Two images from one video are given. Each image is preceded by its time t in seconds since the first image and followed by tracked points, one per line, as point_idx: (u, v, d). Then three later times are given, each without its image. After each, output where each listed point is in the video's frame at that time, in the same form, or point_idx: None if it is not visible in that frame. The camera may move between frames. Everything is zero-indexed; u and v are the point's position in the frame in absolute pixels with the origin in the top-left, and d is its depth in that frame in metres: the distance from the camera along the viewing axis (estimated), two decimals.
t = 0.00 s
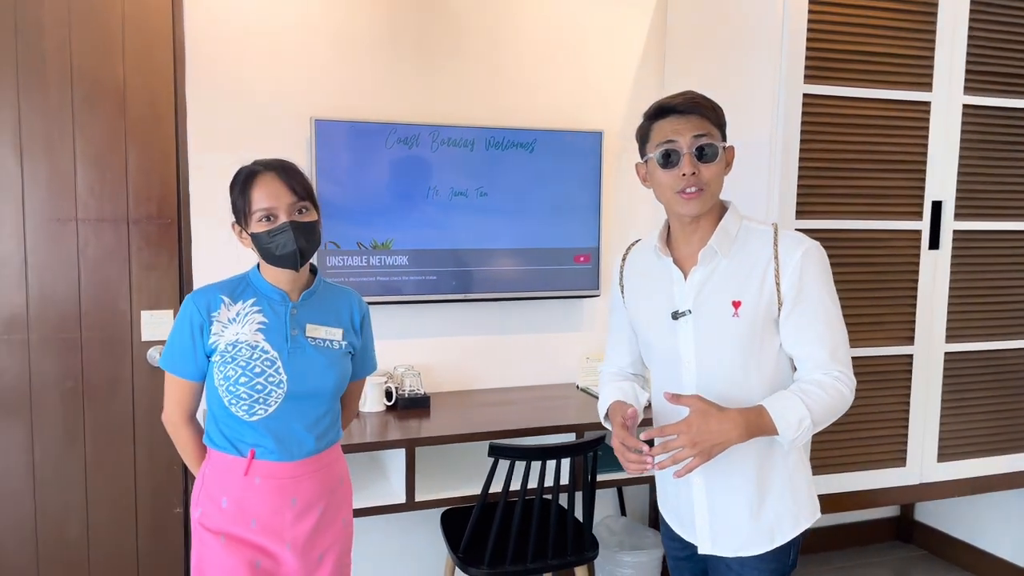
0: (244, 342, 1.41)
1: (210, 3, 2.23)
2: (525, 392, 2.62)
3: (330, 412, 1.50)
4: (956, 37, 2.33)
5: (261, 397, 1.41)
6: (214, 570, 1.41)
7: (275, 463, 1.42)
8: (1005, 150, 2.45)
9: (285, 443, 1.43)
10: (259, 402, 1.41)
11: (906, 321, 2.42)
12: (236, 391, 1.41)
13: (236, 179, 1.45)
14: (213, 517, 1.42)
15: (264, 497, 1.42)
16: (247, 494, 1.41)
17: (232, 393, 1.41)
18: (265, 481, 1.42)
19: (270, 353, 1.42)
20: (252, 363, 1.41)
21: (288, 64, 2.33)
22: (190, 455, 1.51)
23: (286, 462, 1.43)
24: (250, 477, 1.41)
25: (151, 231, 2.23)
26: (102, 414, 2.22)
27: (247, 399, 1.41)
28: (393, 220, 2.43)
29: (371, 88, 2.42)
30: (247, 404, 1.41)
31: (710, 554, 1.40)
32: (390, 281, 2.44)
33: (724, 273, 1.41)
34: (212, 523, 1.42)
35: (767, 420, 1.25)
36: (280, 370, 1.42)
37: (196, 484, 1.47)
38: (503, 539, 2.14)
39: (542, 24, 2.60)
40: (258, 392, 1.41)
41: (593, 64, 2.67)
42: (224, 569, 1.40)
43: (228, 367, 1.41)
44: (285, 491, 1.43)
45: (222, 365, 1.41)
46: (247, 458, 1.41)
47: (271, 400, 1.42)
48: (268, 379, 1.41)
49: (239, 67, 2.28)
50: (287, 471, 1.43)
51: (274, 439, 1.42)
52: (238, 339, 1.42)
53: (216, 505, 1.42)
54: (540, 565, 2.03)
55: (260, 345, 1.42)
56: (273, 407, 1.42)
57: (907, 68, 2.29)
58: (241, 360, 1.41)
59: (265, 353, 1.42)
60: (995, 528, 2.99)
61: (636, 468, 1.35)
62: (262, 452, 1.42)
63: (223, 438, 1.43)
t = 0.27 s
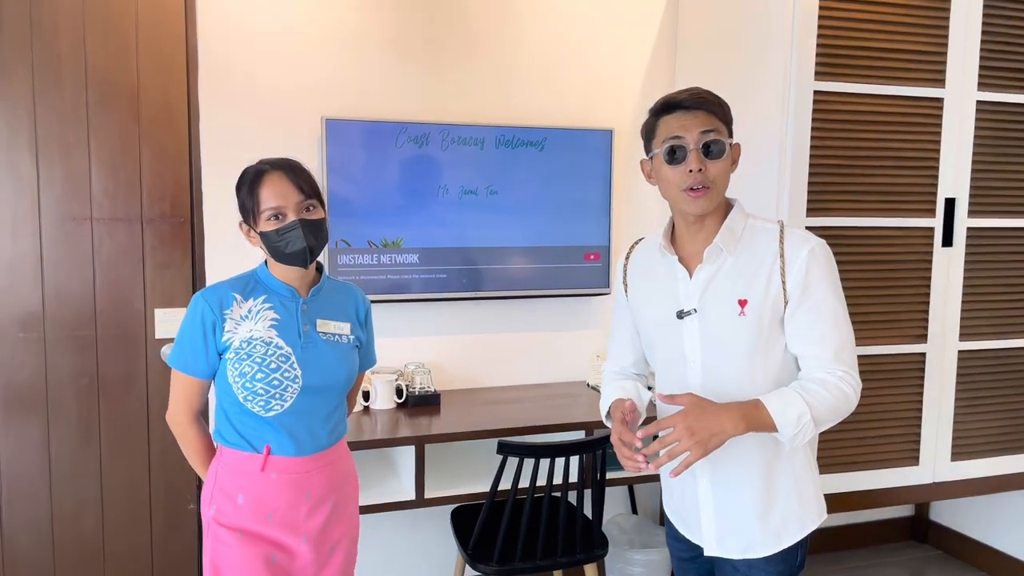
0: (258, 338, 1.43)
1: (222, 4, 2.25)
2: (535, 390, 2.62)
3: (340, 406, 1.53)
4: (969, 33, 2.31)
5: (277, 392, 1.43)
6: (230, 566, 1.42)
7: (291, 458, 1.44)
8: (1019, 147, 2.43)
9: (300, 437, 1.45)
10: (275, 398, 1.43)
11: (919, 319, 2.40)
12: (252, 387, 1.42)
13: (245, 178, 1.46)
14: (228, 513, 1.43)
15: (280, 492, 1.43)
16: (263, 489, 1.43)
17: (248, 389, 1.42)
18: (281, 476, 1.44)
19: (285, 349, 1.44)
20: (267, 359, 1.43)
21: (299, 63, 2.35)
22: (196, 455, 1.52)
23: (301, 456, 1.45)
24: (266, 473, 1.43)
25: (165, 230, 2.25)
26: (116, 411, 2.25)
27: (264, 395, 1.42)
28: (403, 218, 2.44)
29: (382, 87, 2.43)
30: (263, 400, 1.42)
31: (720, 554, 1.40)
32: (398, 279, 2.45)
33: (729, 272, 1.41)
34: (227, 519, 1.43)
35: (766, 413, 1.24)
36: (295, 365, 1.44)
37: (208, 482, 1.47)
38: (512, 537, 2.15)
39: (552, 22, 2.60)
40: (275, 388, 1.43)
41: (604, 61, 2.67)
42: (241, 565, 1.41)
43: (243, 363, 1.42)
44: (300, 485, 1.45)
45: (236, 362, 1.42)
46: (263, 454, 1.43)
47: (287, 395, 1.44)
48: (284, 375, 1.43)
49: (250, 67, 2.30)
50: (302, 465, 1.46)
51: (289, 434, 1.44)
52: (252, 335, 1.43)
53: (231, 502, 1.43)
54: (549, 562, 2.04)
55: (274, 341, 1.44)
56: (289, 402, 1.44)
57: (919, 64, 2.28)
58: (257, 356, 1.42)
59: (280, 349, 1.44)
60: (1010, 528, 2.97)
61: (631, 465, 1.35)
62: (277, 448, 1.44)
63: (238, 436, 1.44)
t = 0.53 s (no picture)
0: (273, 336, 1.46)
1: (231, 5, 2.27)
2: (543, 388, 2.63)
3: (346, 399, 1.59)
4: (980, 28, 2.29)
5: (293, 388, 1.47)
6: (245, 563, 1.46)
7: (306, 452, 1.50)
8: None
9: (313, 430, 1.51)
10: (291, 394, 1.47)
11: (929, 316, 2.39)
12: (269, 384, 1.45)
13: (252, 178, 1.48)
14: (243, 512, 1.46)
15: (295, 487, 1.48)
16: (279, 484, 1.47)
17: (264, 387, 1.45)
18: (297, 472, 1.49)
19: (299, 346, 1.48)
20: (282, 356, 1.46)
21: (308, 64, 2.37)
22: (197, 453, 1.53)
23: (314, 450, 1.51)
24: (282, 469, 1.47)
25: (176, 230, 2.27)
26: (128, 409, 2.27)
27: (280, 392, 1.46)
28: (411, 218, 2.46)
29: (390, 87, 2.44)
30: (279, 396, 1.46)
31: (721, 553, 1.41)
32: (405, 278, 2.46)
33: (740, 268, 1.40)
34: (242, 518, 1.46)
35: (767, 396, 1.24)
36: (308, 361, 1.49)
37: (219, 480, 1.49)
38: (520, 534, 2.15)
39: (559, 21, 2.60)
40: (290, 384, 1.46)
41: (612, 60, 2.67)
42: (258, 559, 1.46)
43: (258, 361, 1.45)
44: (314, 479, 1.51)
45: (251, 360, 1.45)
46: (278, 450, 1.47)
47: (301, 390, 1.48)
48: (299, 371, 1.47)
49: (260, 67, 2.32)
50: (316, 459, 1.51)
51: (303, 428, 1.49)
52: (266, 334, 1.46)
53: (246, 499, 1.46)
54: (556, 560, 2.05)
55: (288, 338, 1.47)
56: (303, 397, 1.48)
57: (928, 60, 2.27)
58: (272, 354, 1.45)
59: (294, 346, 1.47)
60: None
61: (636, 454, 1.38)
62: (292, 443, 1.48)
63: (252, 434, 1.47)
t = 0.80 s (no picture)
0: (284, 334, 1.48)
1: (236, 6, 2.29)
2: (548, 387, 2.63)
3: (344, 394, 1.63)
4: (985, 25, 2.28)
5: (305, 384, 1.49)
6: (260, 561, 1.47)
7: (316, 448, 1.53)
8: None
9: (321, 425, 1.53)
10: (304, 391, 1.49)
11: (934, 314, 2.38)
12: (283, 382, 1.46)
13: (271, 179, 1.49)
14: (256, 511, 1.46)
15: (307, 482, 1.51)
16: (293, 481, 1.49)
17: (277, 385, 1.46)
18: (308, 467, 1.51)
19: (308, 342, 1.50)
20: (295, 354, 1.48)
21: (312, 64, 2.38)
22: (196, 455, 1.50)
23: (323, 444, 1.54)
24: (295, 466, 1.49)
25: (182, 230, 2.29)
26: (135, 408, 2.29)
27: (293, 389, 1.47)
28: (415, 217, 2.46)
29: (394, 87, 2.45)
30: (293, 394, 1.48)
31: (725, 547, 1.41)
32: (410, 277, 2.47)
33: (750, 262, 1.39)
34: (256, 517, 1.46)
35: (761, 373, 1.25)
36: (318, 357, 1.51)
37: (227, 482, 1.48)
38: (524, 533, 2.16)
39: (563, 19, 2.61)
40: (303, 380, 1.48)
41: (616, 58, 2.68)
42: (275, 557, 1.47)
43: (272, 360, 1.46)
44: (324, 474, 1.54)
45: (264, 359, 1.45)
46: (290, 447, 1.49)
47: (313, 386, 1.50)
48: (311, 367, 1.50)
49: (265, 68, 2.34)
50: (324, 454, 1.54)
51: (314, 424, 1.52)
52: (277, 332, 1.47)
53: (260, 498, 1.47)
54: (561, 558, 2.05)
55: (298, 335, 1.49)
56: (314, 393, 1.51)
57: (932, 57, 2.26)
58: (284, 352, 1.47)
59: (304, 343, 1.50)
60: None
61: (656, 440, 1.39)
62: (303, 438, 1.51)
63: (265, 434, 1.48)
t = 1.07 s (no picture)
0: (285, 334, 1.48)
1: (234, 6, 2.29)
2: (547, 385, 2.64)
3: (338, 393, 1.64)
4: (983, 22, 2.28)
5: (306, 383, 1.50)
6: (264, 561, 1.47)
7: (316, 445, 1.54)
8: None
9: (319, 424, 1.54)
10: (305, 390, 1.49)
11: (933, 312, 2.38)
12: (285, 382, 1.47)
13: (273, 175, 1.49)
14: (260, 510, 1.47)
15: (308, 480, 1.53)
16: (295, 479, 1.50)
17: (279, 385, 1.47)
18: (309, 465, 1.53)
19: (307, 342, 1.51)
20: (296, 354, 1.48)
21: (311, 64, 2.38)
22: (193, 458, 1.49)
23: (321, 443, 1.55)
24: (297, 464, 1.50)
25: (180, 230, 2.29)
26: (135, 408, 2.29)
27: (295, 388, 1.48)
28: (414, 216, 2.47)
29: (393, 86, 2.46)
30: (294, 393, 1.48)
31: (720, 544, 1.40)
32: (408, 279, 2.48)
33: (750, 259, 1.38)
34: (260, 516, 1.46)
35: (763, 361, 1.23)
36: (317, 357, 1.52)
37: (229, 483, 1.48)
38: (523, 532, 2.16)
39: (561, 18, 2.61)
40: (304, 380, 1.49)
41: (614, 57, 2.67)
42: (279, 555, 1.49)
43: (274, 360, 1.46)
44: (323, 471, 1.56)
45: (266, 360, 1.46)
46: (291, 446, 1.50)
47: (313, 386, 1.51)
48: (311, 367, 1.50)
49: (263, 67, 2.34)
50: (322, 452, 1.56)
51: (313, 423, 1.53)
52: (278, 333, 1.48)
53: (264, 497, 1.47)
54: (559, 557, 2.05)
55: (297, 335, 1.50)
56: (314, 392, 1.52)
57: (931, 55, 2.26)
58: (286, 352, 1.47)
59: (303, 343, 1.50)
60: None
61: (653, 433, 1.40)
62: (304, 437, 1.52)
63: (266, 434, 1.48)
